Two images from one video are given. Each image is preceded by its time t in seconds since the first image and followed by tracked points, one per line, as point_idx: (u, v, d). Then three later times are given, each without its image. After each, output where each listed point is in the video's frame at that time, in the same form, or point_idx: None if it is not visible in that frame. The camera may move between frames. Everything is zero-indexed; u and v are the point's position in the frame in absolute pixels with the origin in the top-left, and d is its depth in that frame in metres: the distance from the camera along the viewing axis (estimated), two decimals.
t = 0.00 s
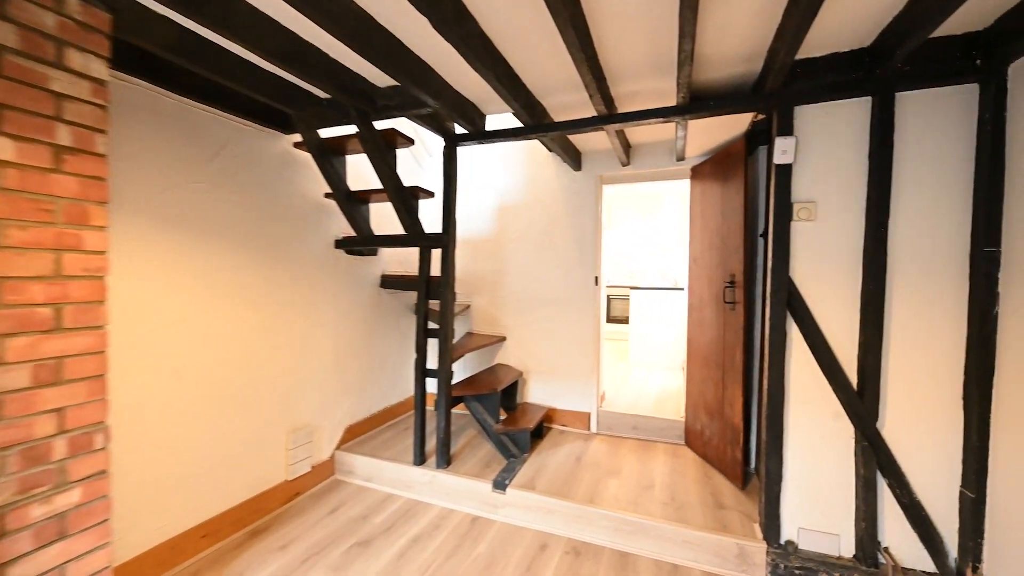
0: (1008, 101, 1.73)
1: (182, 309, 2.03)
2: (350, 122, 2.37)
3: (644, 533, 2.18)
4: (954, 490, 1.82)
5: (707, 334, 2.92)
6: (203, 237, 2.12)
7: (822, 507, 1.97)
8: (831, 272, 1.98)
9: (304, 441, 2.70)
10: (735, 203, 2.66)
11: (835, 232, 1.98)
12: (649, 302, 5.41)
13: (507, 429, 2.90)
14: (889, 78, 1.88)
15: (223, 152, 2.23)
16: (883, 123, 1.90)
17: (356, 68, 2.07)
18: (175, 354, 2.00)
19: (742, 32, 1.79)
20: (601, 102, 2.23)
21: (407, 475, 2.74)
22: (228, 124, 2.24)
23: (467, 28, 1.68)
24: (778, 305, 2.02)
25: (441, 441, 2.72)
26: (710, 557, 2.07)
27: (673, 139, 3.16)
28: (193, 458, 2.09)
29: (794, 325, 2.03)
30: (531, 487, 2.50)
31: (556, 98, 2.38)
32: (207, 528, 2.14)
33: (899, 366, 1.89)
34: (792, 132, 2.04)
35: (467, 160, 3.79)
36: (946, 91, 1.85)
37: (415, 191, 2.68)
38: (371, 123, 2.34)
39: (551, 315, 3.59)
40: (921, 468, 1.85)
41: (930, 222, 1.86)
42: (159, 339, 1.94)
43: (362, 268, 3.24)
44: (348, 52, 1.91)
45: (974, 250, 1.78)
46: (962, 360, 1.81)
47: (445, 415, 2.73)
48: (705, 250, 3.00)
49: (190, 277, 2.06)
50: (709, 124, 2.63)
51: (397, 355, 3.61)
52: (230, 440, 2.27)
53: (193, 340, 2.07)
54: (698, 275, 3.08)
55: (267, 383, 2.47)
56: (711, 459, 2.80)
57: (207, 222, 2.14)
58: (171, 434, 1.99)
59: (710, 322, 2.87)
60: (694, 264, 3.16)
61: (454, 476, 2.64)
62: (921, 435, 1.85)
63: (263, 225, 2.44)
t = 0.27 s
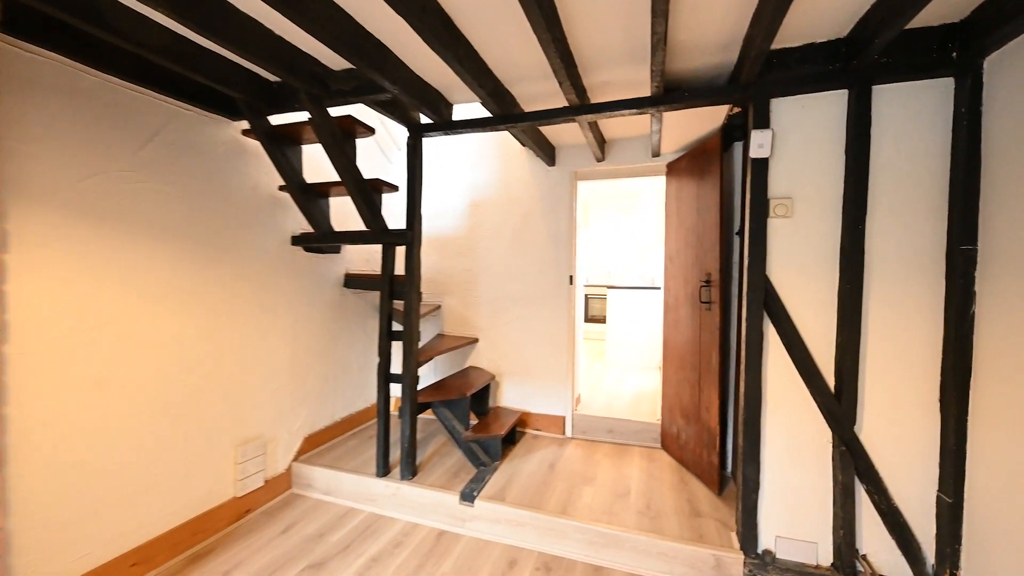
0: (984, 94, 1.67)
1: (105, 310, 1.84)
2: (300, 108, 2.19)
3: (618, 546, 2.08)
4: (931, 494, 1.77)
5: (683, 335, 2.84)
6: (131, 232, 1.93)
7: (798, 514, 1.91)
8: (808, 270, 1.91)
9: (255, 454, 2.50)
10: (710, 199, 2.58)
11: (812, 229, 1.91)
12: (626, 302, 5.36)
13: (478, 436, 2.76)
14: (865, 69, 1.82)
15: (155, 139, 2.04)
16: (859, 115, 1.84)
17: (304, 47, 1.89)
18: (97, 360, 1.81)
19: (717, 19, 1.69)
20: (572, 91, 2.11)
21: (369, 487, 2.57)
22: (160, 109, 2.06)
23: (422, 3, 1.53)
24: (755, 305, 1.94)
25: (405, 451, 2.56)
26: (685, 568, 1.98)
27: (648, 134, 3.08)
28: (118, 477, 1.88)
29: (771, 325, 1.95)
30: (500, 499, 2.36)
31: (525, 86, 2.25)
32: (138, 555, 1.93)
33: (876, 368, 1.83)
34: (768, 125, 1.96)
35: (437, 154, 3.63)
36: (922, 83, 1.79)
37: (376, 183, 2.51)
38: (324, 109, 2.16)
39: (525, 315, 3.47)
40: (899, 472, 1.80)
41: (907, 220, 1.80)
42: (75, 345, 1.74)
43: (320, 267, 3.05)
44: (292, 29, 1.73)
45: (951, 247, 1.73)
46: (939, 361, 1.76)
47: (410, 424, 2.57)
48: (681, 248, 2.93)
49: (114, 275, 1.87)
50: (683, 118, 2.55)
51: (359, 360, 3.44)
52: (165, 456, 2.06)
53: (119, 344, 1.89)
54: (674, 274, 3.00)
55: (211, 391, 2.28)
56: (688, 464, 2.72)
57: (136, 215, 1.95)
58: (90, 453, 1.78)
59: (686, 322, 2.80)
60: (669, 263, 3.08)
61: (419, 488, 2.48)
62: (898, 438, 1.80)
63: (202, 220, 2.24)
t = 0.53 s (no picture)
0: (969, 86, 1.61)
1: (10, 312, 1.61)
2: (248, 89, 1.99)
3: (593, 561, 1.95)
4: (915, 501, 1.70)
5: (661, 336, 2.74)
6: (44, 223, 1.69)
7: (780, 524, 1.82)
8: (790, 268, 1.83)
9: (200, 469, 2.28)
10: (689, 195, 2.49)
11: (794, 225, 1.82)
12: (605, 301, 5.28)
13: (447, 444, 2.59)
14: (849, 58, 1.73)
15: (76, 119, 1.81)
16: (843, 107, 1.76)
17: (247, 19, 1.69)
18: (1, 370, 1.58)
19: None
20: (546, 78, 1.98)
21: (329, 502, 2.37)
22: (85, 84, 1.83)
23: None
24: (736, 305, 1.84)
25: (368, 462, 2.38)
26: None
27: (626, 128, 2.98)
28: (28, 503, 1.65)
29: (752, 325, 1.86)
30: (470, 512, 2.20)
31: (496, 71, 2.10)
32: None
33: (859, 370, 1.76)
34: (750, 115, 1.86)
35: (407, 146, 3.46)
36: (906, 75, 1.72)
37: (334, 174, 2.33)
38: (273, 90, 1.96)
39: (500, 316, 3.33)
40: (883, 478, 1.73)
41: (891, 216, 1.73)
42: None
43: (276, 264, 2.83)
44: None
45: (936, 245, 1.66)
46: (923, 363, 1.69)
47: (372, 433, 2.38)
48: (659, 246, 2.83)
49: (21, 273, 1.63)
50: (661, 111, 2.45)
51: (321, 364, 3.23)
52: (88, 476, 1.83)
53: (30, 351, 1.65)
54: (652, 273, 2.90)
55: (146, 402, 2.06)
56: (666, 469, 2.63)
57: (53, 205, 1.72)
58: None
59: (665, 322, 2.70)
60: (647, 261, 2.98)
61: (382, 502, 2.30)
62: (883, 443, 1.73)
63: (136, 211, 2.01)
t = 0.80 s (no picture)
0: (973, 68, 1.50)
1: None
2: (177, 58, 1.73)
3: None
4: (915, 515, 1.58)
5: (644, 337, 2.59)
6: None
7: (773, 542, 1.68)
8: (784, 265, 1.69)
9: (129, 493, 2.00)
10: (673, 188, 2.34)
11: (788, 218, 1.68)
12: (584, 301, 5.14)
13: (414, 457, 2.37)
14: (846, 38, 1.60)
15: None
16: (840, 90, 1.62)
17: None
18: None
19: None
20: (520, 54, 1.78)
21: (280, 526, 2.13)
22: None
23: None
24: (726, 305, 1.69)
25: (324, 481, 2.14)
26: None
27: (606, 118, 2.82)
28: None
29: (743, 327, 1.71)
30: (437, 534, 2.00)
31: (465, 47, 1.90)
32: None
33: (856, 374, 1.63)
34: (740, 99, 1.71)
35: (373, 137, 3.26)
36: (906, 57, 1.60)
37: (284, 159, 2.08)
38: (207, 60, 1.71)
39: (474, 316, 3.14)
40: (880, 492, 1.60)
41: (889, 210, 1.61)
42: None
43: (223, 261, 2.55)
44: None
45: (937, 239, 1.54)
46: (923, 366, 1.58)
47: (328, 448, 2.14)
48: (641, 242, 2.67)
49: None
50: (643, 98, 2.29)
51: (278, 370, 2.96)
52: None
53: None
54: (634, 271, 2.75)
55: (58, 419, 1.77)
56: (649, 479, 2.48)
57: None
58: None
59: (648, 323, 2.55)
60: (629, 259, 2.83)
61: (340, 525, 2.07)
62: (880, 454, 1.60)
63: (41, 197, 1.72)
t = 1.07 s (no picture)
0: (983, 53, 1.38)
1: None
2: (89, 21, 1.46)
3: None
4: (919, 536, 1.47)
5: (628, 341, 2.44)
6: None
7: (770, 567, 1.54)
8: (781, 266, 1.55)
9: (40, 531, 1.72)
10: (659, 183, 2.19)
11: (786, 215, 1.54)
12: (565, 301, 4.99)
13: (379, 477, 2.14)
14: (850, 19, 1.47)
15: None
16: (842, 76, 1.49)
17: None
18: None
19: None
20: (495, 29, 1.58)
21: (224, 560, 1.88)
22: None
23: None
24: (722, 308, 1.53)
25: (273, 508, 1.89)
26: None
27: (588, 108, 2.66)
28: None
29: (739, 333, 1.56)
30: (403, 566, 1.79)
31: (433, 21, 1.69)
32: None
33: (858, 384, 1.50)
34: (736, 84, 1.56)
35: (338, 122, 3.02)
36: (911, 42, 1.48)
37: (227, 144, 1.82)
38: (125, 24, 1.45)
39: (449, 319, 2.93)
40: (884, 512, 1.48)
41: (893, 206, 1.48)
42: None
43: (161, 260, 2.27)
44: None
45: (944, 238, 1.42)
46: (928, 377, 1.45)
47: (279, 471, 1.89)
48: (624, 240, 2.52)
49: None
50: (628, 87, 2.13)
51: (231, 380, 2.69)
52: None
53: None
54: (617, 271, 2.59)
55: None
56: (634, 493, 2.32)
57: None
58: None
59: (632, 327, 2.40)
60: (612, 258, 2.67)
61: (291, 558, 1.83)
62: (884, 471, 1.48)
63: None
